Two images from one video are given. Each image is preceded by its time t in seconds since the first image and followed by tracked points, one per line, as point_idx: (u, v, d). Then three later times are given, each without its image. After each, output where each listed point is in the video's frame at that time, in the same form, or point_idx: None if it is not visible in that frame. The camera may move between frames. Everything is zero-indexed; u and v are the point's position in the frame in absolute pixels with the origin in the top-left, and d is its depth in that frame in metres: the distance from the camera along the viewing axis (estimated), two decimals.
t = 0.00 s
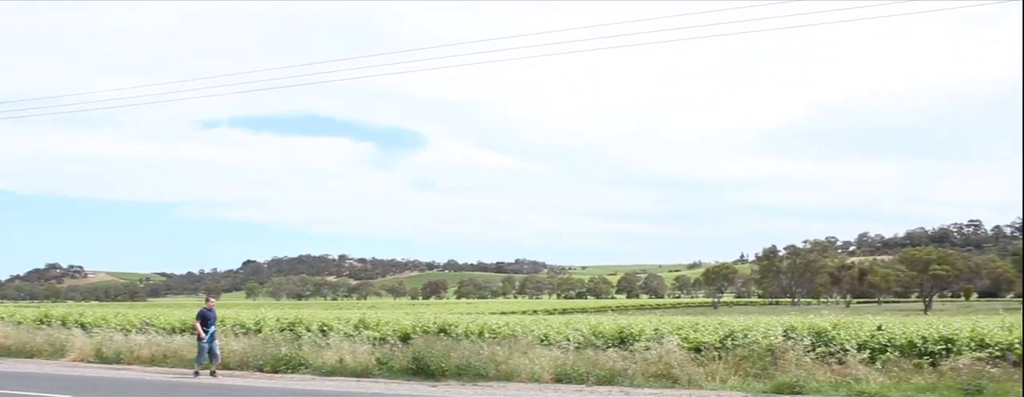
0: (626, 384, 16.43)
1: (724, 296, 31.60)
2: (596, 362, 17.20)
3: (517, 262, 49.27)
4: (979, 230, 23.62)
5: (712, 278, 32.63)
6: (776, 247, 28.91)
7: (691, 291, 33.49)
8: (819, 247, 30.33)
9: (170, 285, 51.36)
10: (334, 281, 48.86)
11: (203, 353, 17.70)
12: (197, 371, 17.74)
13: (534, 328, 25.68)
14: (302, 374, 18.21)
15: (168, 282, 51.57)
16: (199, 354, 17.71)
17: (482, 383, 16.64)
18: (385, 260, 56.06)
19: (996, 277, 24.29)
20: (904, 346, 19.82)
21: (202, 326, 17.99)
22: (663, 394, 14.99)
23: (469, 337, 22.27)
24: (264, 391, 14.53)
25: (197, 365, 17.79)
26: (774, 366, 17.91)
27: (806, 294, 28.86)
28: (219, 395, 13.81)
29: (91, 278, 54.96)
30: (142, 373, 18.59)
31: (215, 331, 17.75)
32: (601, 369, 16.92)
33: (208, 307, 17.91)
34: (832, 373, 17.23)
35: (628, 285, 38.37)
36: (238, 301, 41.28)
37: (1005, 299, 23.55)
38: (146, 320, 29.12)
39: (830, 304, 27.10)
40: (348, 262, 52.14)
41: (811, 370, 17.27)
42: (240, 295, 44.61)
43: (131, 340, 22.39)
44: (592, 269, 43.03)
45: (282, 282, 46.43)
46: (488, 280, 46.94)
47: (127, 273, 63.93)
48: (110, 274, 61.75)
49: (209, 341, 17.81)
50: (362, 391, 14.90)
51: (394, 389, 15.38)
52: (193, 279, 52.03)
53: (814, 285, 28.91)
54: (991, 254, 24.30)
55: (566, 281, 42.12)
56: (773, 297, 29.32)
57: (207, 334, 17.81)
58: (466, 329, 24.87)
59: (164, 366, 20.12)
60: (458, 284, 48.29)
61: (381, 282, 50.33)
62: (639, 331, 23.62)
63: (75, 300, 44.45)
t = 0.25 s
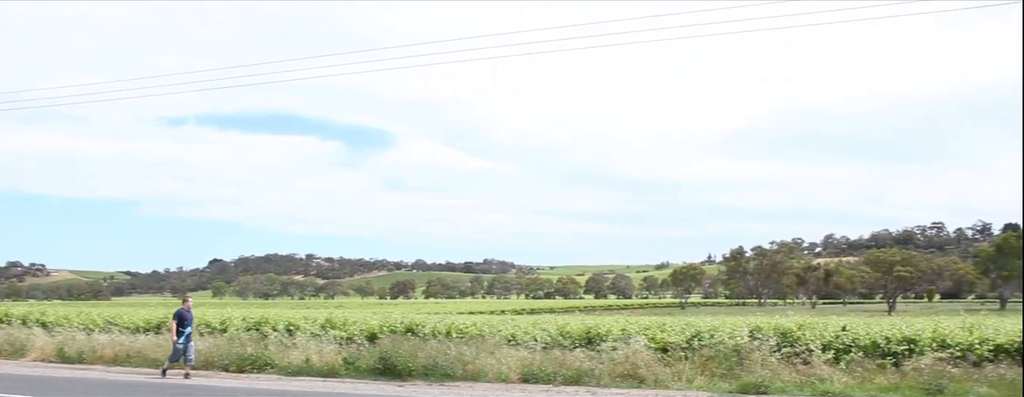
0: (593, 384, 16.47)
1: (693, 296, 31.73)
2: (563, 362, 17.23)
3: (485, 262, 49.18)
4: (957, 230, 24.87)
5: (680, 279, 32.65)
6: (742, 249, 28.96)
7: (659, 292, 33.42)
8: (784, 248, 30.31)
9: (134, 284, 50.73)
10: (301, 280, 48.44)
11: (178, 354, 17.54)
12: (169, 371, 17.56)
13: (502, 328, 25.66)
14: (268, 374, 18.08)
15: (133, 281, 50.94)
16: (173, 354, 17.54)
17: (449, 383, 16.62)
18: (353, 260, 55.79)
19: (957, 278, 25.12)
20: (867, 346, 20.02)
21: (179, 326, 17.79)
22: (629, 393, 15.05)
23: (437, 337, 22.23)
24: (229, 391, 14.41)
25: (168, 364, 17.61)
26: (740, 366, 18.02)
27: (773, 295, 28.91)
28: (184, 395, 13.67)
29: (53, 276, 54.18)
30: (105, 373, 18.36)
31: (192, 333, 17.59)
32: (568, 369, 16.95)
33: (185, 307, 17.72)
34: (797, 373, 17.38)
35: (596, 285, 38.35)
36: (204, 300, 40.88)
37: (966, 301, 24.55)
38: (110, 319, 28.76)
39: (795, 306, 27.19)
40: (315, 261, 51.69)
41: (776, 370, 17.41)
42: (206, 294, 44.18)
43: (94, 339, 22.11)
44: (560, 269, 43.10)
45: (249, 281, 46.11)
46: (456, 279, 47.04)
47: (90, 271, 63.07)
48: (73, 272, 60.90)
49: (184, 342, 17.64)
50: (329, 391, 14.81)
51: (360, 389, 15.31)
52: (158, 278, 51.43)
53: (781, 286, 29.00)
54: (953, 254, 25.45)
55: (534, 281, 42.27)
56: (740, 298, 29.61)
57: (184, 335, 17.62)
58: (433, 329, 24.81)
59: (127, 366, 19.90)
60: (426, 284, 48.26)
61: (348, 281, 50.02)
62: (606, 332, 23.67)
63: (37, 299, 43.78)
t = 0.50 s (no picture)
0: (560, 385, 16.49)
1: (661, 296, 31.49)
2: (531, 363, 17.23)
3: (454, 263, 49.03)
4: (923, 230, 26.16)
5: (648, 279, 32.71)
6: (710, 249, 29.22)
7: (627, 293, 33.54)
8: (752, 249, 30.53)
9: (98, 285, 50.06)
10: (269, 281, 48.04)
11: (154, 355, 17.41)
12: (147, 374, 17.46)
13: (470, 328, 25.63)
14: (234, 376, 17.93)
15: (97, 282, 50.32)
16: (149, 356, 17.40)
17: (417, 384, 16.58)
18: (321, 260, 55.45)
19: (921, 278, 26.31)
20: (833, 346, 20.20)
21: (152, 325, 17.60)
22: (596, 394, 15.09)
23: (404, 338, 22.16)
24: (195, 394, 14.28)
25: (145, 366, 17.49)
26: (707, 366, 18.12)
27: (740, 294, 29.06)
28: None
29: (16, 278, 53.40)
30: (67, 376, 18.12)
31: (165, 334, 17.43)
32: (536, 369, 16.96)
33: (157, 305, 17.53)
34: (763, 373, 17.51)
35: (564, 286, 38.47)
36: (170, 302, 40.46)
37: (930, 298, 25.64)
38: (73, 321, 28.40)
39: (763, 306, 27.32)
40: (283, 262, 51.40)
41: (742, 369, 17.53)
42: (172, 295, 43.73)
43: (56, 341, 21.82)
44: (529, 270, 43.10)
45: (216, 282, 45.76)
46: (424, 280, 47.06)
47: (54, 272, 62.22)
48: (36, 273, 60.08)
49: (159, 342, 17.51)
50: (295, 393, 14.72)
51: (327, 391, 15.22)
52: (124, 279, 50.83)
53: (748, 286, 29.16)
54: (920, 256, 26.73)
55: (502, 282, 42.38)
56: (707, 297, 29.76)
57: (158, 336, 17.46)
58: (402, 330, 24.74)
59: (90, 368, 19.65)
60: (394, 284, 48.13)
61: (316, 282, 49.66)
62: (574, 332, 23.71)
63: None
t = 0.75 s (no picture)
0: (525, 385, 16.50)
1: (626, 297, 30.77)
2: (495, 364, 17.23)
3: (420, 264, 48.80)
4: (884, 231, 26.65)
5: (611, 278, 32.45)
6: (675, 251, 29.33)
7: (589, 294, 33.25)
8: (716, 250, 30.93)
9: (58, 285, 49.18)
10: (232, 281, 47.51)
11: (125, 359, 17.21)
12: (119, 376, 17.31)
13: (435, 329, 25.57)
14: (196, 377, 17.76)
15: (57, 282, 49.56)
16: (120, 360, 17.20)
17: (380, 385, 16.51)
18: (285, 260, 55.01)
19: (882, 279, 26.67)
20: (795, 346, 20.37)
21: (122, 329, 17.31)
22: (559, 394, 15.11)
23: (369, 339, 22.07)
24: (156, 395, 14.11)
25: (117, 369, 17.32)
26: (671, 366, 18.21)
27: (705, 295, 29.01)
28: None
29: None
30: (25, 378, 17.84)
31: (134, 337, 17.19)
32: (500, 370, 16.96)
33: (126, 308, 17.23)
34: (726, 373, 17.63)
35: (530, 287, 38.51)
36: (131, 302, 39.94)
37: (890, 299, 25.83)
38: (31, 321, 27.96)
39: (728, 307, 27.51)
40: (247, 262, 50.88)
41: (706, 370, 17.64)
42: (134, 296, 43.17)
43: (13, 342, 21.47)
44: (495, 270, 43.05)
45: (179, 282, 45.30)
46: (390, 280, 46.96)
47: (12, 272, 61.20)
48: None
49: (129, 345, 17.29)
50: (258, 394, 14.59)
51: (289, 392, 15.11)
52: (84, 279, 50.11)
53: (713, 287, 29.35)
54: (882, 258, 27.36)
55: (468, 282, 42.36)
56: (672, 298, 29.69)
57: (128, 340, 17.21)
58: (366, 331, 24.63)
59: (48, 370, 19.36)
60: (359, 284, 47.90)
61: (281, 282, 49.15)
62: (539, 333, 23.72)
63: None
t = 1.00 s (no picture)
0: (490, 385, 16.50)
1: (592, 297, 30.80)
2: (461, 364, 17.21)
3: (386, 265, 48.59)
4: (846, 231, 26.93)
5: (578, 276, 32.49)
6: (641, 250, 29.42)
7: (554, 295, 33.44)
8: (682, 249, 31.10)
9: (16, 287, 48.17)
10: (195, 283, 47.05)
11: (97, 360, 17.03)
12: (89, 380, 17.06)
13: (400, 330, 25.48)
14: (159, 380, 17.57)
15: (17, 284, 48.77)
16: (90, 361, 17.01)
17: (344, 386, 16.42)
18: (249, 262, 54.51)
19: (845, 278, 26.86)
20: (759, 344, 20.53)
21: (92, 330, 17.18)
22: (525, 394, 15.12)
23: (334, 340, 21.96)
24: None
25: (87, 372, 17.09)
26: (636, 365, 18.28)
27: (671, 295, 29.29)
28: None
29: None
30: None
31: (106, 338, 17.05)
32: (466, 370, 16.94)
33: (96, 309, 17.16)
34: (691, 372, 17.73)
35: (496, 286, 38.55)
36: (93, 304, 39.41)
37: (852, 298, 26.06)
38: None
39: (693, 306, 27.66)
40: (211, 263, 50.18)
41: (671, 368, 17.74)
42: (95, 298, 42.59)
43: None
44: (461, 270, 42.96)
45: (142, 284, 44.80)
46: (356, 281, 46.93)
47: None
48: None
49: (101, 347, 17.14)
50: None
51: (253, 395, 14.98)
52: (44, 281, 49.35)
53: (678, 286, 29.53)
54: (845, 257, 27.62)
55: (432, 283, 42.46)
56: (638, 297, 29.86)
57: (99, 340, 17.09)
58: (330, 332, 24.50)
59: (6, 374, 19.03)
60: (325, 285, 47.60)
61: (245, 283, 48.67)
62: (505, 333, 23.72)
63: None
